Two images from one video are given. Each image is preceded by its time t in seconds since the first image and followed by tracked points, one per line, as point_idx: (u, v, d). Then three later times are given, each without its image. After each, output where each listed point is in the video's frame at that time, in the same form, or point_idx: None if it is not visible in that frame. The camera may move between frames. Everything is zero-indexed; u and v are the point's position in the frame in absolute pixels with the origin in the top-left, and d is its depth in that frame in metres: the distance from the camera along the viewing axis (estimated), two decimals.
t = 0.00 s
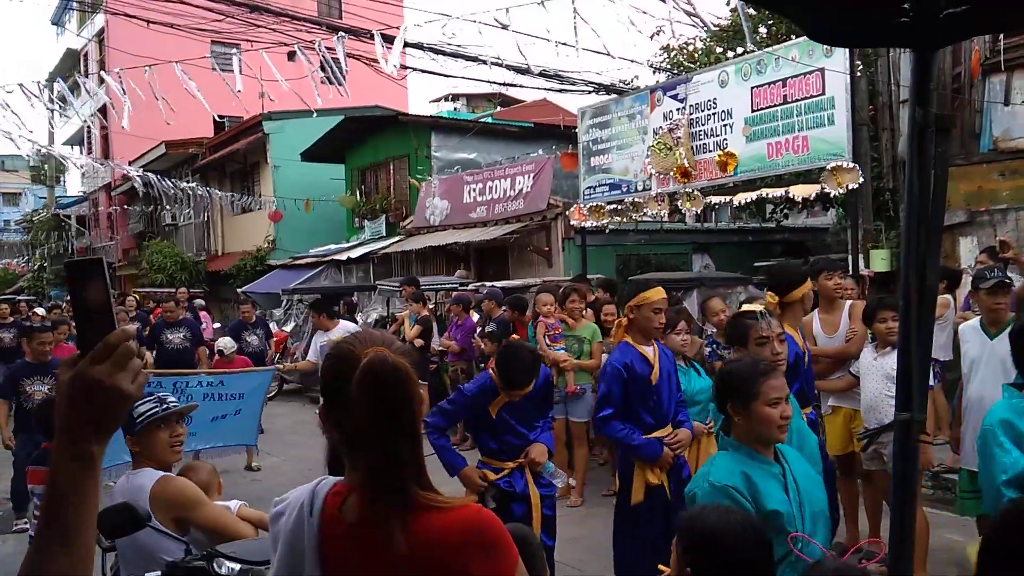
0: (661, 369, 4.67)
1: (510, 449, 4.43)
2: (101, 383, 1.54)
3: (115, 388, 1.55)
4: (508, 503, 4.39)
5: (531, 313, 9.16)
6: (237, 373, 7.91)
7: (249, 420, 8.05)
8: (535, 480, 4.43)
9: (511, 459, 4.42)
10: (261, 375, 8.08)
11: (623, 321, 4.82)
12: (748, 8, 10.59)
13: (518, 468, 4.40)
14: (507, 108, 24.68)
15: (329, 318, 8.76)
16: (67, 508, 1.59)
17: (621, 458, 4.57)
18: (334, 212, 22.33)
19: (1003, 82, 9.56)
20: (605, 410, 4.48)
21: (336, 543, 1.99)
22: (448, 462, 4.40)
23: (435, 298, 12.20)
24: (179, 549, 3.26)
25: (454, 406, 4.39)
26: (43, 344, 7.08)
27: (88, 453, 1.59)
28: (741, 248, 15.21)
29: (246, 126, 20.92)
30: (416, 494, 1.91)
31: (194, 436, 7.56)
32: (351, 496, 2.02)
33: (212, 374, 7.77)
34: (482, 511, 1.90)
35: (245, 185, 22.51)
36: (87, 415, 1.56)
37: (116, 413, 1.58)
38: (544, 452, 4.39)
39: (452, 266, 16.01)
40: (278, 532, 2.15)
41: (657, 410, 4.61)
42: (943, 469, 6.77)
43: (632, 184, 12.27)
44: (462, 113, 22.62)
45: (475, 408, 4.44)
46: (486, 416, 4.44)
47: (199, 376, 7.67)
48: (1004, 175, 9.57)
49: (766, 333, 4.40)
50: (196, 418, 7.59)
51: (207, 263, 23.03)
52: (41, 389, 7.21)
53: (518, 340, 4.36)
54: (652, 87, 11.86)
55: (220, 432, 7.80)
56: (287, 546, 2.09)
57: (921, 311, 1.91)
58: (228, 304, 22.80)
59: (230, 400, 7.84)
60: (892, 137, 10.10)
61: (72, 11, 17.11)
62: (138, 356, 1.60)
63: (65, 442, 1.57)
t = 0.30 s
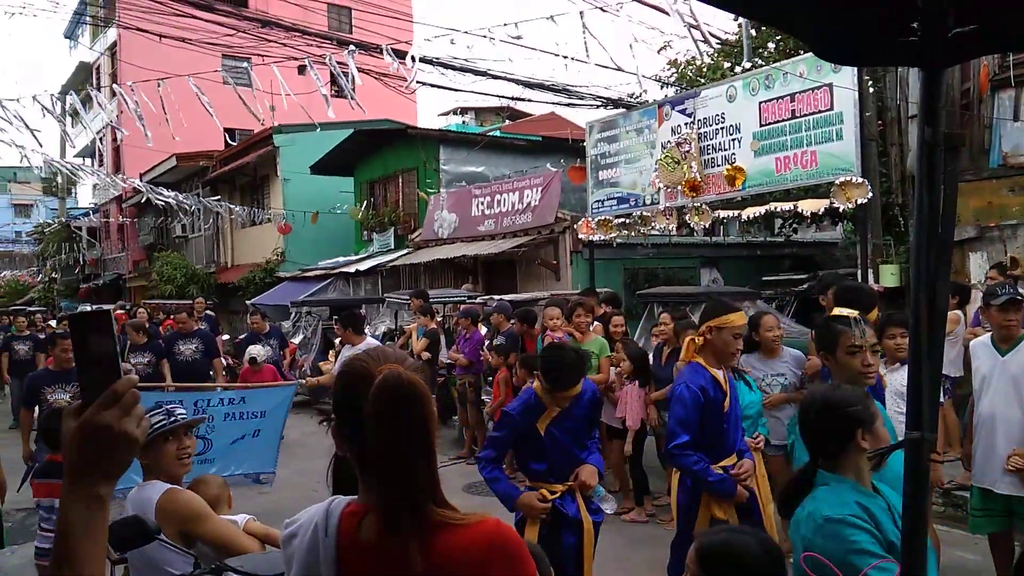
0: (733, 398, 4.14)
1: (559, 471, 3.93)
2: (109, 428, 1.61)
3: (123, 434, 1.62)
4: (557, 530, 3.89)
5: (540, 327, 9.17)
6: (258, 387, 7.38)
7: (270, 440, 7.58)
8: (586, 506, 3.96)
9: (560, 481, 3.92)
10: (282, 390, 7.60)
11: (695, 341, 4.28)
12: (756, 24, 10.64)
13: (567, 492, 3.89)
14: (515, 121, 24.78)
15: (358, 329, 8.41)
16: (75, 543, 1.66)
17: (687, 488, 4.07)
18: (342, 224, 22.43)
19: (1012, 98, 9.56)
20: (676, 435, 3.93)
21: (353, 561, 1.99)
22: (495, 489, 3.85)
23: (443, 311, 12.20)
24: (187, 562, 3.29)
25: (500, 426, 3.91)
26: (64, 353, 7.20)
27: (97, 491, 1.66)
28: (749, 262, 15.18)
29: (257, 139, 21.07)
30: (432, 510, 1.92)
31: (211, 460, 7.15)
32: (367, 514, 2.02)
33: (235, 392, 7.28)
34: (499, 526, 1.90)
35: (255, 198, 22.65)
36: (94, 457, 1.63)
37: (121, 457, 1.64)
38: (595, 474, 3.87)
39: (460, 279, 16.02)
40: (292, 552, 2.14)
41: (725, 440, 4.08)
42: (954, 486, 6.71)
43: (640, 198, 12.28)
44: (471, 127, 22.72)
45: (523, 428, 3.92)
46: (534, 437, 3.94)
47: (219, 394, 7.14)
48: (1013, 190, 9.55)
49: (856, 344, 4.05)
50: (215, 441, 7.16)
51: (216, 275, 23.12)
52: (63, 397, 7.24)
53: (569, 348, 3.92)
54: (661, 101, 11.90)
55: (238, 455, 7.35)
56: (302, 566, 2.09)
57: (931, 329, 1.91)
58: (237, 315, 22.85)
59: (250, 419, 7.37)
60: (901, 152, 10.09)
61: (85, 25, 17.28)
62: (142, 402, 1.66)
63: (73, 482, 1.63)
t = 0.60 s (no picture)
0: (835, 398, 3.77)
1: (638, 485, 3.47)
2: (134, 388, 1.71)
3: (148, 391, 1.72)
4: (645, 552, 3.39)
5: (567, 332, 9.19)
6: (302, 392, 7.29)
7: (318, 447, 7.55)
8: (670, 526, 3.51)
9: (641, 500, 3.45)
10: (327, 398, 7.50)
11: (796, 337, 3.86)
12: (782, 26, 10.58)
13: (649, 510, 3.43)
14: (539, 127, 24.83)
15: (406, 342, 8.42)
16: (111, 511, 1.72)
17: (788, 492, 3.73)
18: (369, 230, 22.65)
19: None
20: (757, 434, 3.66)
21: (395, 564, 2.02)
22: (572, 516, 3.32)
23: (470, 317, 12.26)
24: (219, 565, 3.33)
25: (576, 438, 3.43)
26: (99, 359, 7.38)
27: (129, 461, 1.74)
28: (777, 266, 15.05)
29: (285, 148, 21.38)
30: (473, 515, 1.96)
31: (260, 475, 7.10)
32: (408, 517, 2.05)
33: (280, 400, 7.17)
34: (541, 532, 1.93)
35: (283, 205, 22.93)
36: (124, 422, 1.72)
37: (146, 417, 1.74)
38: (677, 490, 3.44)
39: (486, 284, 16.09)
40: (332, 555, 2.17)
41: (824, 445, 3.68)
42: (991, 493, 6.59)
43: (665, 203, 12.25)
44: (495, 133, 22.83)
45: (601, 439, 3.43)
46: (613, 449, 3.45)
47: (265, 402, 7.05)
48: None
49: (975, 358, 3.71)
50: (265, 453, 7.11)
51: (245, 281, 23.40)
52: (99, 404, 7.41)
53: (651, 342, 3.47)
54: (686, 105, 11.87)
55: (289, 468, 7.31)
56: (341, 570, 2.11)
57: (966, 334, 1.89)
58: (265, 321, 23.10)
59: (297, 428, 7.31)
60: (931, 154, 9.96)
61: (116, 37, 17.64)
62: (163, 365, 1.76)
63: (106, 447, 1.72)
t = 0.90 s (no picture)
0: (952, 420, 3.54)
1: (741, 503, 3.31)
2: (184, 303, 1.58)
3: (197, 309, 1.59)
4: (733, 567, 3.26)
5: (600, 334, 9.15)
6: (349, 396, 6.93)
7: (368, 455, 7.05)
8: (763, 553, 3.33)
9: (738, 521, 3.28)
10: (375, 401, 6.99)
11: (919, 355, 3.58)
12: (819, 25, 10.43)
13: (748, 535, 3.25)
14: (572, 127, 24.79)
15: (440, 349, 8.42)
16: (155, 420, 1.48)
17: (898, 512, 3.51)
18: (402, 231, 22.85)
19: None
20: (857, 452, 3.48)
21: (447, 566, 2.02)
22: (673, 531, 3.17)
23: (502, 318, 12.26)
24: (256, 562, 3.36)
25: (678, 450, 3.24)
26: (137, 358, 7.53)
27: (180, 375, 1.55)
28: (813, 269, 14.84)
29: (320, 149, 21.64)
30: (530, 517, 1.98)
31: (307, 486, 6.70)
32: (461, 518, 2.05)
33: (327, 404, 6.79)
34: (595, 536, 1.95)
35: (318, 206, 23.20)
36: (177, 333, 1.56)
37: (200, 333, 1.59)
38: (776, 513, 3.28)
39: (518, 285, 16.08)
40: (381, 559, 2.17)
41: (936, 473, 3.46)
42: None
43: (700, 204, 12.14)
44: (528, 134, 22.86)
45: (707, 452, 3.23)
46: (718, 465, 3.26)
47: (312, 407, 6.71)
48: None
49: None
50: (312, 463, 6.73)
51: (281, 281, 23.69)
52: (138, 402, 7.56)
53: (747, 338, 3.37)
54: (721, 106, 11.75)
55: (337, 479, 6.85)
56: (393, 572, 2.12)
57: (1013, 339, 1.84)
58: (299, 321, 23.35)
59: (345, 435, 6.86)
60: (974, 155, 9.73)
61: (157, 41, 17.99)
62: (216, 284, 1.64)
63: (157, 359, 1.54)
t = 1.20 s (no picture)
0: None
1: (874, 518, 3.04)
2: (224, 301, 1.55)
3: (234, 307, 1.55)
4: None
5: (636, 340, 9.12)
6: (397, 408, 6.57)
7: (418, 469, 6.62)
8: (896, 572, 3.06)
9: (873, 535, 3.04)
10: (424, 413, 6.61)
11: None
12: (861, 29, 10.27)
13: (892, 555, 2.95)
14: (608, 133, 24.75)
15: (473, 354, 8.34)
16: (188, 409, 1.46)
17: None
18: (438, 236, 23.07)
19: None
20: None
21: None
22: (797, 521, 2.98)
23: (537, 324, 12.27)
24: (297, 562, 3.39)
25: (808, 444, 3.04)
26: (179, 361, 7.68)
27: (217, 366, 1.53)
28: (854, 277, 14.61)
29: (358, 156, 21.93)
30: (591, 532, 1.95)
31: (356, 502, 6.34)
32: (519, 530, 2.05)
33: (375, 416, 6.44)
34: (651, 554, 1.93)
35: (356, 211, 23.48)
36: (217, 327, 1.54)
37: (237, 333, 1.56)
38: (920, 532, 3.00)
39: (553, 291, 16.08)
40: None
41: None
42: None
43: (738, 210, 12.01)
44: (564, 140, 22.89)
45: (836, 455, 3.02)
46: (847, 469, 3.04)
47: (358, 420, 6.33)
48: None
49: None
50: (359, 477, 6.35)
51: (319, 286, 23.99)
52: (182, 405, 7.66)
53: (886, 333, 3.14)
54: (761, 111, 11.63)
55: (386, 496, 6.44)
56: None
57: None
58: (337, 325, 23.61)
59: (393, 450, 6.47)
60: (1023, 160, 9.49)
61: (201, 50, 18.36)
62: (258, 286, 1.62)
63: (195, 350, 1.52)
